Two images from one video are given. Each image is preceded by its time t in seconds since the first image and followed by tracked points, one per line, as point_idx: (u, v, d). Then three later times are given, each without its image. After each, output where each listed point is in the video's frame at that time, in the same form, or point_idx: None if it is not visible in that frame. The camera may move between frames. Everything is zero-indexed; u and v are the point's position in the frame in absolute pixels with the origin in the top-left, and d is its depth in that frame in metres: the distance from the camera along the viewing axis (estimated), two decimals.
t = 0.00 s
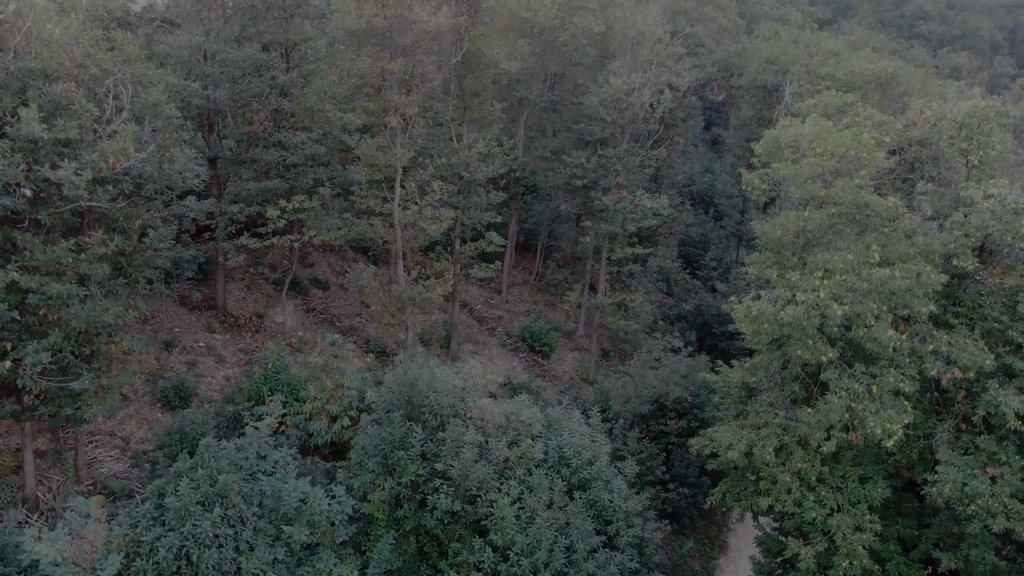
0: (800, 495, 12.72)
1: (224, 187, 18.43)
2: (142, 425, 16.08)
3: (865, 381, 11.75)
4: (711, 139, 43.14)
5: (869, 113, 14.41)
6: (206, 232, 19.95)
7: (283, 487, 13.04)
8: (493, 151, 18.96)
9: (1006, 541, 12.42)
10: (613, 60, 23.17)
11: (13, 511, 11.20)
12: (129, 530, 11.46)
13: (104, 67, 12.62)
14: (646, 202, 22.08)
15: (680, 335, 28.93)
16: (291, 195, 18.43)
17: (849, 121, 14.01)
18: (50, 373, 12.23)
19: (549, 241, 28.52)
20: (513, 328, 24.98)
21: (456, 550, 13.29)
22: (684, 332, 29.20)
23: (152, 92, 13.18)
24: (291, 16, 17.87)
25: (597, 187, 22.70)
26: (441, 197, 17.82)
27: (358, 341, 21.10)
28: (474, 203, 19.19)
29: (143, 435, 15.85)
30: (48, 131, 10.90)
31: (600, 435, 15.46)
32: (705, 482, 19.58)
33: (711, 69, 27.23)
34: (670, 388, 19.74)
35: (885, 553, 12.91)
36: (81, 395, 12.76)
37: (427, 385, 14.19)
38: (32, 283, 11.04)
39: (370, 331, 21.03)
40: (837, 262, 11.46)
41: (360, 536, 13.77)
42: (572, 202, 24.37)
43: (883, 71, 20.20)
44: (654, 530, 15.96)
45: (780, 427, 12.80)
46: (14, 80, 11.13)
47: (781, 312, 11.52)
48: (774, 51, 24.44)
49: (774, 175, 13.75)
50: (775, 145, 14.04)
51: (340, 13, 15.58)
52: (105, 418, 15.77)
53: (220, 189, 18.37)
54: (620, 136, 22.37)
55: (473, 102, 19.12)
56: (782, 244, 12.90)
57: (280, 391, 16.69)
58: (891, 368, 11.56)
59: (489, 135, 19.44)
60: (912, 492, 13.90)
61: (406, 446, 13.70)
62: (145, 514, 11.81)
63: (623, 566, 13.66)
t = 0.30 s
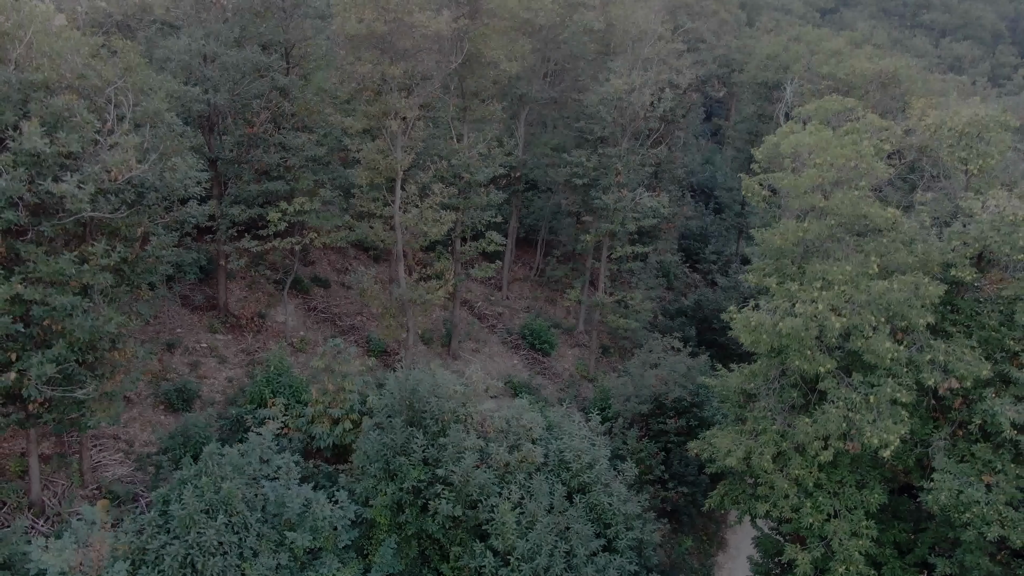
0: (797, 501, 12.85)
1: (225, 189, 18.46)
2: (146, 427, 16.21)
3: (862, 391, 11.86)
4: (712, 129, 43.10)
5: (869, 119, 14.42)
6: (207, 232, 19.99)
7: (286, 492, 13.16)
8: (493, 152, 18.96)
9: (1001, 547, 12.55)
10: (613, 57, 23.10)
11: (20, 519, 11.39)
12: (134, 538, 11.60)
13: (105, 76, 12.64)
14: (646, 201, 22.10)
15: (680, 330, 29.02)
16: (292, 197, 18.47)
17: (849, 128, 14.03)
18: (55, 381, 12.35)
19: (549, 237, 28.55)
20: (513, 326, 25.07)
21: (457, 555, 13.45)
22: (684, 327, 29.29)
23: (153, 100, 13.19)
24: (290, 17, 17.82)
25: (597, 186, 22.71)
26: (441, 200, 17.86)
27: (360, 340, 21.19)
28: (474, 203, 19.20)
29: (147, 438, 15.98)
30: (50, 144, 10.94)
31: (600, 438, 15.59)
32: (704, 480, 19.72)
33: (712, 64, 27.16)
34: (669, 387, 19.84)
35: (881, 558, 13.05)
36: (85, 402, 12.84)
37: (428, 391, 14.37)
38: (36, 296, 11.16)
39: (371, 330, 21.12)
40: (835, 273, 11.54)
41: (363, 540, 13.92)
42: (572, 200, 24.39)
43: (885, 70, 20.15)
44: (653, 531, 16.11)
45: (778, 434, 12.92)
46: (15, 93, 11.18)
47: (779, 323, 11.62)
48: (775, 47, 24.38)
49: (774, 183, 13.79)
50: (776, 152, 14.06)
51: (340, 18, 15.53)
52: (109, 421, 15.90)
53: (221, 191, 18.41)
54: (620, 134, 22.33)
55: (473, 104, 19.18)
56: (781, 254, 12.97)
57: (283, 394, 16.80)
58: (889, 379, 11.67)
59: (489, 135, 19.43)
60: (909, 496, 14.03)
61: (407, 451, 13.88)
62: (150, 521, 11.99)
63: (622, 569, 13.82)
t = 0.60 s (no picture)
0: (795, 510, 12.97)
1: (226, 193, 18.51)
2: (149, 433, 16.34)
3: (860, 403, 11.97)
4: (712, 123, 43.06)
5: (869, 127, 14.46)
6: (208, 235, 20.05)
7: (289, 501, 13.12)
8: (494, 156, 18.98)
9: (996, 556, 12.69)
10: (614, 58, 23.06)
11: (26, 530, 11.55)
12: (139, 549, 11.71)
13: (106, 88, 12.65)
14: (646, 203, 22.13)
15: (680, 328, 29.12)
16: (293, 202, 18.52)
17: (849, 138, 14.06)
18: (59, 392, 12.46)
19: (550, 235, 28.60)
20: (513, 325, 25.17)
21: (458, 562, 13.61)
22: (684, 325, 29.39)
23: (154, 112, 13.22)
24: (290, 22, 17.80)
25: (597, 187, 22.75)
26: (442, 205, 17.91)
27: (361, 342, 21.30)
28: (474, 207, 19.24)
29: (150, 444, 16.12)
30: (52, 161, 11.00)
31: (600, 444, 15.71)
32: (703, 482, 19.87)
33: (713, 62, 27.13)
34: (669, 390, 19.96)
35: (877, 565, 13.19)
36: (89, 412, 12.97)
37: (429, 399, 14.50)
38: (40, 311, 11.27)
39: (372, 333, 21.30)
40: (834, 288, 11.62)
41: (365, 547, 14.02)
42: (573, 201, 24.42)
43: (885, 73, 20.16)
44: (652, 535, 16.27)
45: (776, 444, 13.04)
46: (17, 109, 11.22)
47: (778, 337, 11.71)
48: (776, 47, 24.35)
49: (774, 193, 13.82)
50: (776, 161, 14.10)
51: (339, 26, 15.51)
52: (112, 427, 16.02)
53: (221, 196, 18.46)
54: (620, 136, 22.34)
55: (472, 106, 18.95)
56: (781, 265, 13.04)
57: (284, 399, 16.91)
58: (886, 392, 11.79)
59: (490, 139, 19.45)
60: (905, 504, 14.16)
61: (408, 460, 14.02)
62: (155, 532, 12.15)
63: None
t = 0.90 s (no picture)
0: (794, 530, 13.05)
1: (227, 210, 18.58)
2: (151, 450, 16.42)
3: (858, 427, 12.06)
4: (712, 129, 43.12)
5: (868, 148, 14.54)
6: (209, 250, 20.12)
7: (291, 522, 13.13)
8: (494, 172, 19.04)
9: None
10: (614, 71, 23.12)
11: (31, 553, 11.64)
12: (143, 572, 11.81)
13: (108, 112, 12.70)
14: (646, 216, 22.20)
15: (680, 338, 29.22)
16: (294, 218, 18.60)
17: (847, 160, 14.12)
18: (62, 415, 12.55)
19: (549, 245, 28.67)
20: (514, 337, 25.24)
21: None
22: (684, 334, 29.46)
23: (156, 135, 13.29)
24: (291, 39, 17.85)
25: (597, 200, 22.82)
26: (442, 222, 17.99)
27: (362, 356, 21.37)
28: (475, 222, 19.30)
29: (152, 462, 16.20)
30: (57, 189, 11.08)
31: (599, 462, 15.78)
32: (702, 495, 19.95)
33: (713, 73, 27.19)
34: (668, 404, 20.03)
35: None
36: (92, 435, 13.05)
37: (430, 419, 14.66)
38: (44, 337, 11.37)
39: (373, 347, 21.47)
40: (833, 313, 11.70)
41: (367, 566, 14.04)
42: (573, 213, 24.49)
43: (884, 88, 20.20)
44: (652, 552, 16.34)
45: (774, 465, 13.13)
46: (21, 136, 11.29)
47: (776, 363, 11.79)
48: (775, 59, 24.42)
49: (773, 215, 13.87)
50: (775, 182, 14.16)
51: (341, 47, 15.57)
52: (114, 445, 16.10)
53: (223, 212, 18.53)
54: (620, 150, 22.41)
55: (472, 121, 18.98)
56: (779, 287, 13.11)
57: (286, 416, 16.99)
58: (883, 416, 11.88)
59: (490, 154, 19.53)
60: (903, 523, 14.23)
61: (410, 480, 14.14)
62: (158, 555, 12.31)
63: None
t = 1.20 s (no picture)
0: (792, 553, 13.12)
1: (229, 227, 18.66)
2: (153, 469, 16.51)
3: (855, 452, 12.16)
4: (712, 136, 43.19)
5: (867, 169, 14.61)
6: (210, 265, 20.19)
7: (293, 544, 13.22)
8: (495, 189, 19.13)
9: None
10: (615, 85, 23.18)
11: None
12: None
13: (111, 139, 12.77)
14: (646, 230, 22.30)
15: (680, 348, 29.23)
16: (296, 235, 18.70)
17: (845, 183, 14.21)
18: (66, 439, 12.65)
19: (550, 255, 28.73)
20: (514, 349, 25.31)
21: None
22: (684, 344, 29.49)
23: (159, 160, 13.36)
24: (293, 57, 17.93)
25: (597, 214, 22.92)
26: (443, 240, 18.08)
27: (362, 370, 21.46)
28: (475, 238, 19.37)
29: (155, 480, 16.29)
30: (61, 220, 11.15)
31: (599, 481, 15.84)
32: (701, 510, 20.01)
33: (713, 85, 27.28)
34: (668, 419, 20.09)
35: None
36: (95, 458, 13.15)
37: (431, 440, 14.78)
38: (48, 365, 11.47)
39: (374, 361, 21.57)
40: (831, 339, 11.79)
41: None
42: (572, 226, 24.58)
43: (883, 104, 20.27)
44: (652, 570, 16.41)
45: (773, 487, 13.22)
46: (26, 165, 11.36)
47: (775, 389, 11.87)
48: (775, 73, 24.50)
49: (772, 238, 13.95)
50: (775, 204, 14.23)
51: (341, 69, 15.63)
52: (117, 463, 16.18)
53: (224, 229, 18.61)
54: (620, 164, 22.45)
55: (472, 138, 19.07)
56: (778, 311, 13.18)
57: (288, 433, 17.08)
58: (881, 442, 11.97)
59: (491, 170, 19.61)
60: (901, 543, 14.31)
61: (410, 501, 14.26)
62: None
63: None
